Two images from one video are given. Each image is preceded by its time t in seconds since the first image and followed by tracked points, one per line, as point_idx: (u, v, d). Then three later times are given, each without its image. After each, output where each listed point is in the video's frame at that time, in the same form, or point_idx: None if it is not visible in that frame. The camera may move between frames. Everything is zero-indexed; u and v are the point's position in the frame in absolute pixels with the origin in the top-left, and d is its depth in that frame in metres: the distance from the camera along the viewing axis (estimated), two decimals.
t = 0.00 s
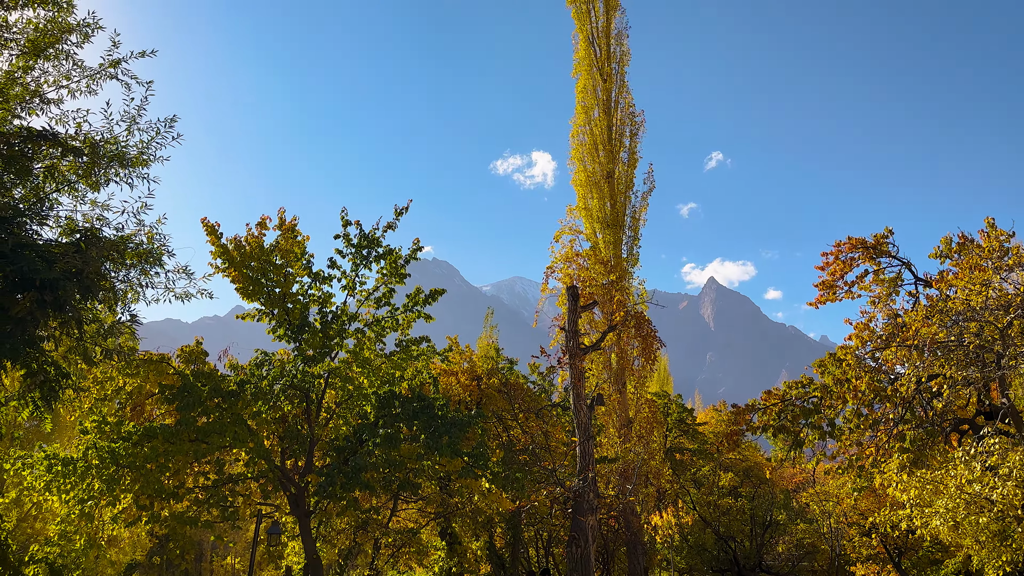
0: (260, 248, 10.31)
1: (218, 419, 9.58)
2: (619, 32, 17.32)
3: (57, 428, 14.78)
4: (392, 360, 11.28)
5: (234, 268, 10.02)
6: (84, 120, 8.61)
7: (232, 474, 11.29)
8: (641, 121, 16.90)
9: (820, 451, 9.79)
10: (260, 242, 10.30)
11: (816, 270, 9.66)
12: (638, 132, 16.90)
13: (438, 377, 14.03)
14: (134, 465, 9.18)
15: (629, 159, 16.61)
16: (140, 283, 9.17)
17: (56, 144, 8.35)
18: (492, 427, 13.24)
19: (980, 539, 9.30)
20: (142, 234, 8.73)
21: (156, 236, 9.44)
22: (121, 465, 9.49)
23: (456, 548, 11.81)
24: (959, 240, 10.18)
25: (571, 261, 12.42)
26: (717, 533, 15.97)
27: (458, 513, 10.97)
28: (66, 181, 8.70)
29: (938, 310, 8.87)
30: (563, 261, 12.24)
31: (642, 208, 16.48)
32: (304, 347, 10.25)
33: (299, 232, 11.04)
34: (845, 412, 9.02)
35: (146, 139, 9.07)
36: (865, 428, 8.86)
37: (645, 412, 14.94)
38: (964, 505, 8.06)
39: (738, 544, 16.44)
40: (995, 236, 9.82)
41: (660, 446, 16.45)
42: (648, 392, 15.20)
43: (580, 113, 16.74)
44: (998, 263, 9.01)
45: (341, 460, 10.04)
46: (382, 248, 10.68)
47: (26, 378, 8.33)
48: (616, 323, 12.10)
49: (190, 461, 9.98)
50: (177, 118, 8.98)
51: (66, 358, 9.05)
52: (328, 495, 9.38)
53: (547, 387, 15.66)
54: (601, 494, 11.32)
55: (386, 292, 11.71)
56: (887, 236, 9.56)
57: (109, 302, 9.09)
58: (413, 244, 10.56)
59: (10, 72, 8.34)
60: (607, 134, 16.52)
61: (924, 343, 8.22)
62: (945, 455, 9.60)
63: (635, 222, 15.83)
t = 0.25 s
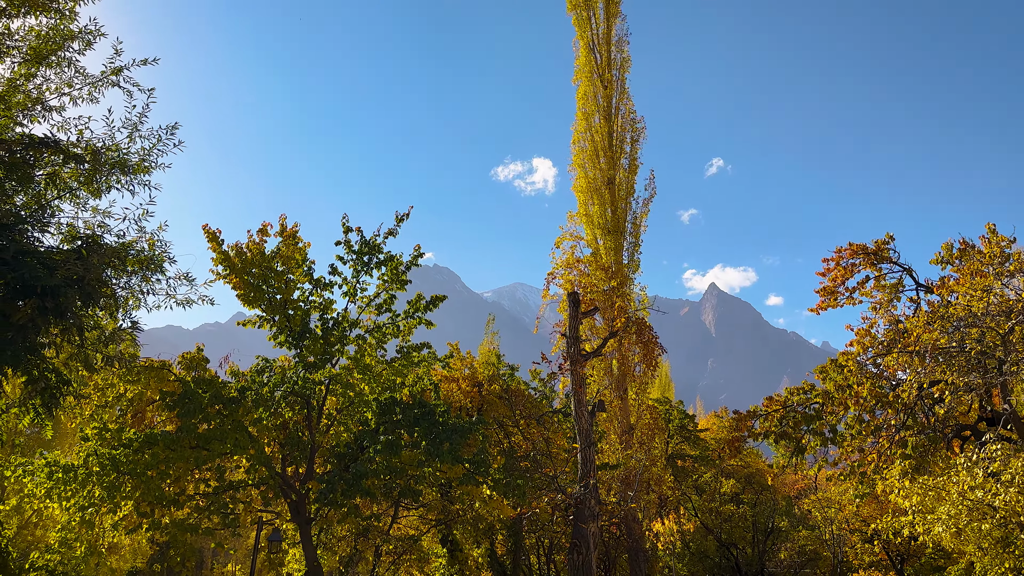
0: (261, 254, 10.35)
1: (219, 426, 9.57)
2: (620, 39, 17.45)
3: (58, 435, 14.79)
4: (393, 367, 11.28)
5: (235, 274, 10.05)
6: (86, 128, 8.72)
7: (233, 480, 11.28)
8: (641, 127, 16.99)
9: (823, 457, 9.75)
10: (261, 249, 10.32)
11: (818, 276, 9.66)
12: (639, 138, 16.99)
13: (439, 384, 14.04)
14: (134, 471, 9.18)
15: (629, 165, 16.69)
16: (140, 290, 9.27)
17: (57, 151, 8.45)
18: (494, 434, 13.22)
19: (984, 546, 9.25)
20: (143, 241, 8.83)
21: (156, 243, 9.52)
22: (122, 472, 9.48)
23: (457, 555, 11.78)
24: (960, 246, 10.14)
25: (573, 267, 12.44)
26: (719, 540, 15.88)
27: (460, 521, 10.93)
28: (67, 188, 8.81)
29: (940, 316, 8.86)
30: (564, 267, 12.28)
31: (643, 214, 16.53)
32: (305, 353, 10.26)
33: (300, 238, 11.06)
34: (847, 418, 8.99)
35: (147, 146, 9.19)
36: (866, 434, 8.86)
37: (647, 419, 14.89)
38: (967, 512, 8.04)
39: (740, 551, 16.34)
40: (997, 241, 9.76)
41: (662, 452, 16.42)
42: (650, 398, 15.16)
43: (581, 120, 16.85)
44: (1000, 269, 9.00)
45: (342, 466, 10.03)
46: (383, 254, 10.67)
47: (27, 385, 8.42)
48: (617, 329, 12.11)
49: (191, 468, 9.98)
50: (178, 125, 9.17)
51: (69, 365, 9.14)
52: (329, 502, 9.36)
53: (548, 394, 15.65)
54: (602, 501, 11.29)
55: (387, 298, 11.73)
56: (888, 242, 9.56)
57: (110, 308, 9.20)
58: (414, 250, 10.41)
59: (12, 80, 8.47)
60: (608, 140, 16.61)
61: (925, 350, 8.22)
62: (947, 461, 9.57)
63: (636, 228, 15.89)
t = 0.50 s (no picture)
0: (262, 261, 10.38)
1: (219, 433, 9.57)
2: (620, 46, 17.59)
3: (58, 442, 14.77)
4: (394, 373, 11.28)
5: (236, 281, 10.07)
6: (87, 135, 8.83)
7: (234, 487, 11.26)
8: (642, 133, 17.08)
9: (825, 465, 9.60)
10: (262, 256, 10.35)
11: (819, 282, 9.67)
12: (639, 145, 17.09)
13: (440, 390, 14.06)
14: (135, 478, 9.18)
15: (630, 171, 16.77)
16: (141, 297, 9.35)
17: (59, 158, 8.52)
18: (495, 440, 13.21)
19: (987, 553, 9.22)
20: (144, 247, 8.93)
21: (158, 250, 9.61)
22: (123, 479, 9.47)
23: (458, 562, 11.74)
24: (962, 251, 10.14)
25: (574, 273, 12.48)
26: (721, 547, 15.80)
27: (461, 527, 10.90)
28: (68, 195, 8.89)
29: (941, 322, 8.87)
30: (565, 273, 12.32)
31: (644, 220, 16.60)
32: (306, 360, 10.29)
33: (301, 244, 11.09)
34: (849, 425, 8.91)
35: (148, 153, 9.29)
36: (868, 440, 8.85)
37: (649, 425, 14.86)
38: (969, 518, 8.02)
39: (741, 558, 16.25)
40: (998, 247, 9.75)
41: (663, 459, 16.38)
42: (651, 405, 15.14)
43: (582, 126, 16.96)
44: (1000, 274, 9.02)
45: (343, 473, 10.03)
46: (384, 261, 10.68)
47: (29, 392, 8.36)
48: (618, 335, 12.13)
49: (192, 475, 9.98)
50: (180, 133, 9.31)
51: (69, 371, 9.18)
52: (329, 509, 9.35)
53: (549, 400, 15.62)
54: (604, 508, 11.25)
55: (388, 304, 11.75)
56: (889, 248, 9.58)
57: (111, 314, 9.30)
58: (415, 257, 10.31)
59: (14, 87, 8.59)
60: (609, 146, 16.71)
61: (927, 356, 8.23)
62: (949, 467, 9.55)
63: (636, 234, 15.96)
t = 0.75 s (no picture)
0: (263, 267, 10.42)
1: (221, 440, 9.58)
2: (620, 53, 17.74)
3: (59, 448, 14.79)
4: (395, 380, 11.28)
5: (237, 288, 10.11)
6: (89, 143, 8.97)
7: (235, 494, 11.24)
8: (643, 140, 17.18)
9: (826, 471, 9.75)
10: (263, 262, 10.39)
11: (820, 288, 9.71)
12: (640, 151, 17.19)
13: (441, 396, 14.06)
14: (135, 485, 9.17)
15: (630, 177, 16.85)
16: (142, 303, 9.44)
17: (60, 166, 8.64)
18: (496, 446, 13.18)
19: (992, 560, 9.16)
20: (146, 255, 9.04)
21: (159, 257, 9.72)
22: (123, 486, 9.47)
23: (459, 570, 11.69)
24: (964, 257, 10.16)
25: (574, 279, 12.51)
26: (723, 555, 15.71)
27: (462, 535, 10.86)
28: (70, 202, 9.00)
29: (942, 328, 8.88)
30: (565, 279, 12.36)
31: (645, 227, 16.66)
32: (306, 366, 10.30)
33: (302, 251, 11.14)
34: (850, 431, 8.98)
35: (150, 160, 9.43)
36: (870, 447, 8.82)
37: (650, 432, 14.82)
38: (972, 525, 7.98)
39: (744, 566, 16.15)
40: (999, 253, 9.79)
41: (665, 466, 16.32)
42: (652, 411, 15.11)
43: (582, 133, 17.07)
44: (1002, 280, 9.03)
45: (343, 480, 10.02)
46: (384, 267, 10.69)
47: (28, 400, 8.61)
48: (619, 341, 12.15)
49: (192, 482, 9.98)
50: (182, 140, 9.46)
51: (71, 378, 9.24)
52: (330, 516, 9.33)
53: (550, 407, 15.54)
54: (605, 515, 11.21)
55: (389, 311, 11.78)
56: (890, 254, 9.61)
57: (112, 322, 9.38)
58: (416, 263, 10.30)
59: (17, 94, 8.78)
60: (609, 153, 16.80)
61: (928, 362, 8.23)
62: (952, 474, 9.52)
63: (637, 240, 16.01)
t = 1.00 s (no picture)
0: (264, 274, 10.44)
1: (222, 447, 9.57)
2: (621, 60, 17.87)
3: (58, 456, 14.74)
4: (396, 387, 11.29)
5: (238, 295, 10.13)
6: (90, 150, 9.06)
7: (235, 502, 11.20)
8: (643, 147, 17.28)
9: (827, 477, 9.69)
10: (264, 270, 10.41)
11: (821, 295, 9.71)
12: (640, 158, 17.28)
13: (442, 404, 14.06)
14: (136, 493, 9.16)
15: (631, 184, 16.93)
16: (143, 310, 9.49)
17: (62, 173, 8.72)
18: (497, 454, 13.15)
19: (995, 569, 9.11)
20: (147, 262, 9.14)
21: (160, 264, 9.78)
22: (124, 494, 9.45)
23: None
24: (965, 264, 10.19)
25: (575, 286, 12.55)
26: (725, 563, 15.62)
27: (463, 542, 10.81)
28: (71, 209, 9.08)
29: (944, 335, 8.88)
30: (567, 286, 12.41)
31: (645, 234, 16.72)
32: (307, 374, 10.33)
33: (302, 258, 11.17)
34: (852, 438, 8.87)
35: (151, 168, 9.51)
36: (872, 454, 8.81)
37: (652, 439, 14.78)
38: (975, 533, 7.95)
39: (745, 574, 16.06)
40: (1000, 260, 9.81)
41: (666, 473, 16.25)
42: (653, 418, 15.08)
43: (583, 140, 17.17)
44: (1003, 288, 9.04)
45: (344, 487, 10.01)
46: (385, 274, 10.67)
47: (30, 406, 8.71)
48: (620, 348, 12.17)
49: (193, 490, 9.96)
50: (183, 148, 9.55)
51: (72, 386, 9.35)
52: (331, 524, 9.31)
53: (551, 413, 15.45)
54: (607, 522, 11.17)
55: (389, 318, 11.79)
56: (891, 261, 9.62)
57: (113, 328, 9.47)
58: (417, 270, 10.29)
59: (18, 102, 8.90)
60: (610, 160, 16.89)
61: (930, 369, 8.25)
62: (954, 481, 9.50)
63: (638, 247, 16.08)
